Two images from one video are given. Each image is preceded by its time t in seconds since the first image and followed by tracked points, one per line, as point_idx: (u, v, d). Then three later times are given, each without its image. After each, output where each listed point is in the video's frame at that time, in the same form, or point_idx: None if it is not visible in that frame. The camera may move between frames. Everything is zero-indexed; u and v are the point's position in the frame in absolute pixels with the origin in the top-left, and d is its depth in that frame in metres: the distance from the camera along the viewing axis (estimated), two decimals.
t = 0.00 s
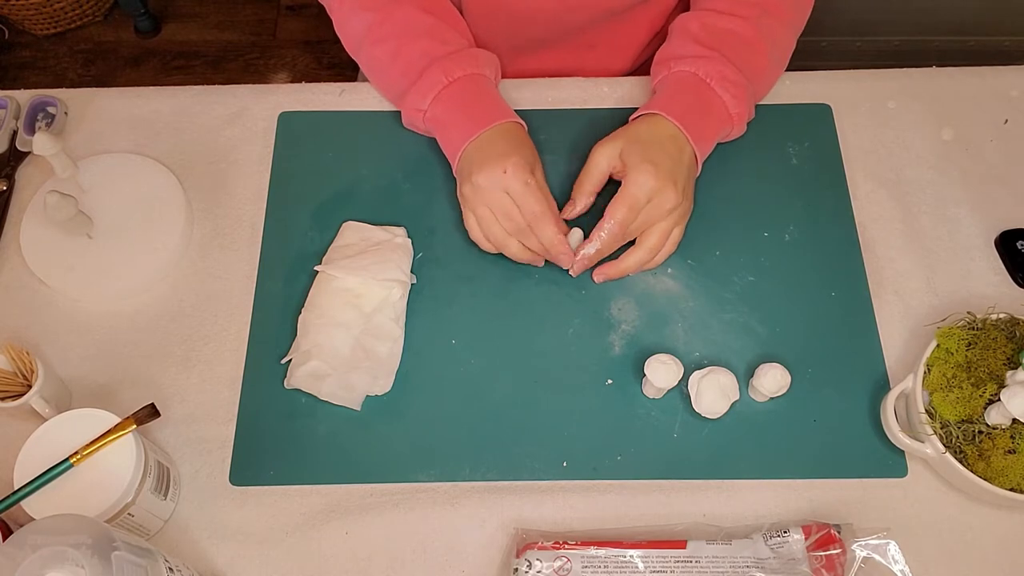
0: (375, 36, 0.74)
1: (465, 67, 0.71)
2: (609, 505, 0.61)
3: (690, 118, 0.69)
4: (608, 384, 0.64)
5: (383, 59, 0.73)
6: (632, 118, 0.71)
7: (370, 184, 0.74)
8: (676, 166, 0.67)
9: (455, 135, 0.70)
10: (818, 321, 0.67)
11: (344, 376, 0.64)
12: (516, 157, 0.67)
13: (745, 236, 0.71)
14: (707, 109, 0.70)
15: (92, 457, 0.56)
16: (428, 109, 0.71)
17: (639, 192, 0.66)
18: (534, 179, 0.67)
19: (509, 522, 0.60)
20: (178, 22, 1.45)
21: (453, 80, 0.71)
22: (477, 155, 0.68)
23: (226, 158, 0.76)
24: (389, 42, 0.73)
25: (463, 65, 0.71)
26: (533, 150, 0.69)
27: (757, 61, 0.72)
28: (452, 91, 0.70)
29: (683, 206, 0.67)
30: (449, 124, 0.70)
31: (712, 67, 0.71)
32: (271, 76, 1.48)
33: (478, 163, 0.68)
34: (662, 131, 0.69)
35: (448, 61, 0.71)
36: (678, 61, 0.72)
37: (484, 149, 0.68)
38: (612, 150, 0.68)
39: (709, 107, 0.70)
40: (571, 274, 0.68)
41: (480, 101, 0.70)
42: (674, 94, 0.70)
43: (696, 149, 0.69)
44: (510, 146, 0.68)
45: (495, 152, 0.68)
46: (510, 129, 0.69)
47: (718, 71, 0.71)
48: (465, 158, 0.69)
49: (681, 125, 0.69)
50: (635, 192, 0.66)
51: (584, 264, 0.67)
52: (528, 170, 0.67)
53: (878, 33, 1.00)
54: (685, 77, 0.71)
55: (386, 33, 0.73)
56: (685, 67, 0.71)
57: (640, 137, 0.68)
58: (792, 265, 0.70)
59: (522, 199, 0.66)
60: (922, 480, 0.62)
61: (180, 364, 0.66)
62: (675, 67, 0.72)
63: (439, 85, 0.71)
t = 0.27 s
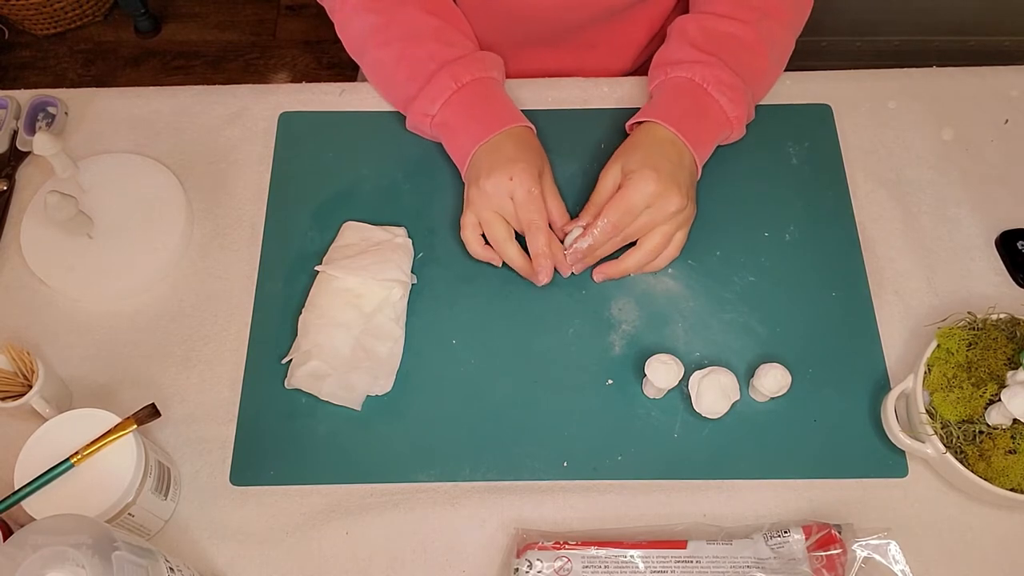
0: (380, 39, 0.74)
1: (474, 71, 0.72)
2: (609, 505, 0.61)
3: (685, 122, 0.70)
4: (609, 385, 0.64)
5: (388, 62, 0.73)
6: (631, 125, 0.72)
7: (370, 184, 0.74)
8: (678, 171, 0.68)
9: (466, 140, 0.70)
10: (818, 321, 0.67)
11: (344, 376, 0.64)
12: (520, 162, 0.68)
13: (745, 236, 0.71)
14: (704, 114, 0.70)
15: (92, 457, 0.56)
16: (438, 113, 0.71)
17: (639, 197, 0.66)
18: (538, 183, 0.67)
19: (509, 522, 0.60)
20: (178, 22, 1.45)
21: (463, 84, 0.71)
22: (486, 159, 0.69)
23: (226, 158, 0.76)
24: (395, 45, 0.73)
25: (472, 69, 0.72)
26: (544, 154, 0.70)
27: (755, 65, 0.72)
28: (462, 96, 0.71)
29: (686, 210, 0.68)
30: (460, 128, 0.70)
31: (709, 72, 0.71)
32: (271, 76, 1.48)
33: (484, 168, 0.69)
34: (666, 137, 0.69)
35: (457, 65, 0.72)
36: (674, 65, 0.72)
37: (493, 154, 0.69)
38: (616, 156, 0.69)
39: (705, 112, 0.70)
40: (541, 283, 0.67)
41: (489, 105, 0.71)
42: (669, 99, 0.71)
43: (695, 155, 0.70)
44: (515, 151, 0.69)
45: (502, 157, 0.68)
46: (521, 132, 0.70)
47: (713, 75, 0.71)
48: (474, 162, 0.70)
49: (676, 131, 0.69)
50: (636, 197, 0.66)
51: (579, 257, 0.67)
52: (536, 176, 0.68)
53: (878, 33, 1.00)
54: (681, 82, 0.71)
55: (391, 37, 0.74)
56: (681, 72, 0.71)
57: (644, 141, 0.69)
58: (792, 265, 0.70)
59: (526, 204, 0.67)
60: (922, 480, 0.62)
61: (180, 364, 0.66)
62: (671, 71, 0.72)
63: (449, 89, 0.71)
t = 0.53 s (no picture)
0: (382, 42, 0.74)
1: (474, 69, 0.72)
2: (609, 505, 0.61)
3: (682, 118, 0.70)
4: (608, 385, 0.64)
5: (389, 62, 0.73)
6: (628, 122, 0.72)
7: (370, 184, 0.74)
8: (674, 165, 0.68)
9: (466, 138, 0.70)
10: (818, 321, 0.67)
11: (344, 376, 0.64)
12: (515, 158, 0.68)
13: (745, 236, 0.71)
14: (702, 109, 0.70)
15: (92, 457, 0.56)
16: (439, 112, 0.71)
17: (631, 191, 0.66)
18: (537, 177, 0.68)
19: (509, 522, 0.60)
20: (178, 22, 1.45)
21: (463, 83, 0.71)
22: (484, 154, 0.69)
23: (226, 158, 0.76)
24: (395, 45, 0.73)
25: (472, 67, 0.72)
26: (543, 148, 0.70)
27: (755, 62, 0.73)
28: (462, 94, 0.71)
29: (683, 205, 0.68)
30: (460, 126, 0.71)
31: (708, 68, 0.71)
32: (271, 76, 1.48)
33: (482, 163, 0.69)
34: (663, 131, 0.69)
35: (457, 64, 0.72)
36: (674, 61, 0.72)
37: (492, 148, 0.69)
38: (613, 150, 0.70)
39: (704, 107, 0.71)
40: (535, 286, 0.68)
41: (490, 103, 0.71)
42: (668, 94, 0.71)
43: (692, 148, 0.70)
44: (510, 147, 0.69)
45: (500, 151, 0.69)
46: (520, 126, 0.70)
47: (712, 71, 0.71)
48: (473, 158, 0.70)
49: (673, 126, 0.69)
50: (628, 191, 0.66)
51: (575, 255, 0.68)
52: (536, 169, 0.68)
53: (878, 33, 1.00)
54: (680, 77, 0.72)
55: (392, 37, 0.73)
56: (681, 67, 0.72)
57: (641, 133, 0.69)
58: (792, 265, 0.70)
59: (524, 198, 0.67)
60: (922, 480, 0.62)
61: (179, 364, 0.66)
62: (671, 67, 0.72)
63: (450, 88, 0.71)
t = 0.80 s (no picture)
0: (377, 40, 0.74)
1: (467, 67, 0.72)
2: (609, 505, 0.61)
3: (689, 117, 0.70)
4: (609, 385, 0.64)
5: (383, 61, 0.73)
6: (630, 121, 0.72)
7: (370, 184, 0.74)
8: (678, 168, 0.68)
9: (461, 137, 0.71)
10: (817, 321, 0.67)
11: (344, 376, 0.64)
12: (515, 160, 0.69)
13: (745, 236, 0.71)
14: (707, 108, 0.70)
15: (92, 457, 0.56)
16: (433, 111, 0.71)
17: (634, 192, 0.67)
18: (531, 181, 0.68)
19: (509, 522, 0.60)
20: (178, 22, 1.45)
21: (456, 81, 0.71)
22: (481, 155, 0.69)
23: (226, 158, 0.76)
24: (390, 44, 0.73)
25: (465, 65, 0.72)
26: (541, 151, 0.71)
27: (757, 61, 0.73)
28: (455, 93, 0.71)
29: (685, 210, 0.68)
30: (455, 125, 0.71)
31: (712, 67, 0.71)
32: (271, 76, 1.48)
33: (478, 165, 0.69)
34: (667, 132, 0.69)
35: (449, 62, 0.72)
36: (679, 60, 0.72)
37: (489, 149, 0.69)
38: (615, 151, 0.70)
39: (709, 107, 0.71)
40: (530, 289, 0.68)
41: (483, 101, 0.71)
42: (674, 95, 0.71)
43: (695, 147, 0.70)
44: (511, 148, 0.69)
45: (497, 153, 0.69)
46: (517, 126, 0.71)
47: (718, 71, 0.71)
48: (467, 159, 0.70)
49: (680, 125, 0.69)
50: (629, 192, 0.67)
51: (578, 257, 0.68)
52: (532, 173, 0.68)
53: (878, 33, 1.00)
54: (686, 76, 0.72)
55: (387, 35, 0.73)
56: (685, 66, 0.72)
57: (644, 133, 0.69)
58: (791, 265, 0.70)
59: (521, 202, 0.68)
60: (922, 480, 0.62)
61: (179, 364, 0.66)
62: (676, 66, 0.72)
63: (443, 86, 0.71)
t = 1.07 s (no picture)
0: (372, 26, 0.73)
1: (458, 42, 0.71)
2: (609, 505, 0.61)
3: (673, 90, 0.71)
4: (608, 385, 0.64)
5: (382, 48, 0.74)
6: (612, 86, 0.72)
7: (370, 183, 0.74)
8: (659, 132, 0.70)
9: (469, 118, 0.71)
10: (817, 321, 0.67)
11: (344, 376, 0.64)
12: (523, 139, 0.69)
13: (745, 236, 0.71)
14: (688, 79, 0.71)
15: (92, 457, 0.56)
16: (435, 93, 0.72)
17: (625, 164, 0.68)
18: (540, 154, 0.69)
19: (509, 522, 0.60)
20: (178, 22, 1.45)
21: (450, 59, 0.71)
22: (493, 133, 0.70)
23: (226, 158, 0.76)
24: (384, 30, 0.73)
25: (457, 40, 0.71)
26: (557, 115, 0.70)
27: (745, 36, 0.73)
28: (452, 72, 0.71)
29: (662, 171, 0.70)
30: (460, 104, 0.71)
31: (702, 37, 0.71)
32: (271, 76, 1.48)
33: (493, 143, 0.70)
34: (648, 99, 0.70)
35: (440, 41, 0.71)
36: (670, 24, 0.72)
37: (498, 127, 0.70)
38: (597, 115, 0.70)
39: (693, 79, 0.71)
40: (535, 269, 0.69)
41: (482, 76, 0.71)
42: (660, 61, 0.71)
43: (675, 118, 0.71)
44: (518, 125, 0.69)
45: (509, 131, 0.69)
46: (521, 93, 0.71)
47: (706, 42, 0.71)
48: (481, 137, 0.71)
49: (664, 93, 0.70)
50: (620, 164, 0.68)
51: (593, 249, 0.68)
52: (538, 153, 0.69)
53: (878, 34, 1.02)
54: (674, 45, 0.72)
55: (380, 20, 0.73)
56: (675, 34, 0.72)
57: (625, 101, 0.70)
58: (791, 265, 0.70)
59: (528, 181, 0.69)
60: (922, 480, 0.61)
61: (179, 364, 0.66)
62: (667, 29, 0.73)
63: (440, 68, 0.71)
